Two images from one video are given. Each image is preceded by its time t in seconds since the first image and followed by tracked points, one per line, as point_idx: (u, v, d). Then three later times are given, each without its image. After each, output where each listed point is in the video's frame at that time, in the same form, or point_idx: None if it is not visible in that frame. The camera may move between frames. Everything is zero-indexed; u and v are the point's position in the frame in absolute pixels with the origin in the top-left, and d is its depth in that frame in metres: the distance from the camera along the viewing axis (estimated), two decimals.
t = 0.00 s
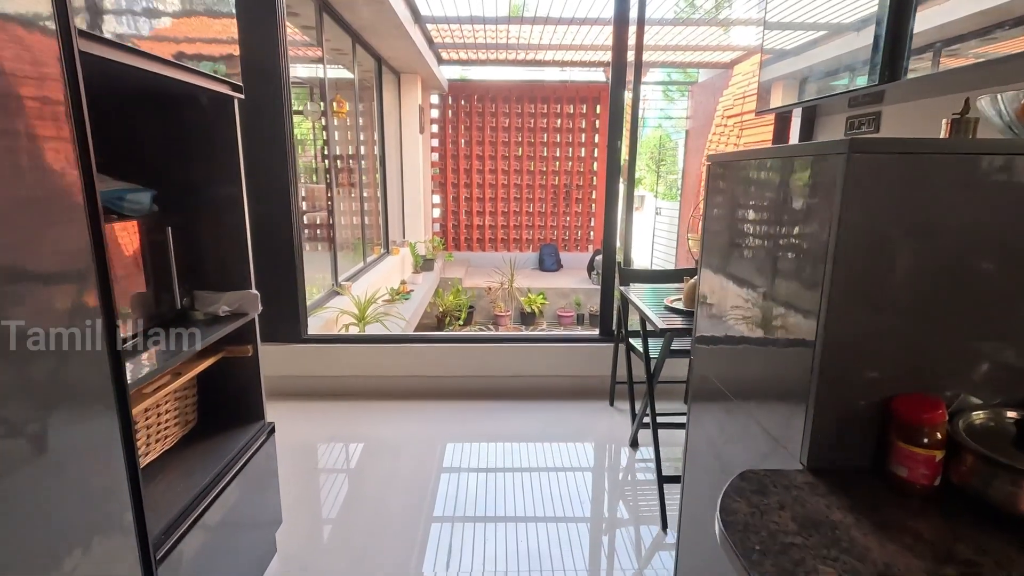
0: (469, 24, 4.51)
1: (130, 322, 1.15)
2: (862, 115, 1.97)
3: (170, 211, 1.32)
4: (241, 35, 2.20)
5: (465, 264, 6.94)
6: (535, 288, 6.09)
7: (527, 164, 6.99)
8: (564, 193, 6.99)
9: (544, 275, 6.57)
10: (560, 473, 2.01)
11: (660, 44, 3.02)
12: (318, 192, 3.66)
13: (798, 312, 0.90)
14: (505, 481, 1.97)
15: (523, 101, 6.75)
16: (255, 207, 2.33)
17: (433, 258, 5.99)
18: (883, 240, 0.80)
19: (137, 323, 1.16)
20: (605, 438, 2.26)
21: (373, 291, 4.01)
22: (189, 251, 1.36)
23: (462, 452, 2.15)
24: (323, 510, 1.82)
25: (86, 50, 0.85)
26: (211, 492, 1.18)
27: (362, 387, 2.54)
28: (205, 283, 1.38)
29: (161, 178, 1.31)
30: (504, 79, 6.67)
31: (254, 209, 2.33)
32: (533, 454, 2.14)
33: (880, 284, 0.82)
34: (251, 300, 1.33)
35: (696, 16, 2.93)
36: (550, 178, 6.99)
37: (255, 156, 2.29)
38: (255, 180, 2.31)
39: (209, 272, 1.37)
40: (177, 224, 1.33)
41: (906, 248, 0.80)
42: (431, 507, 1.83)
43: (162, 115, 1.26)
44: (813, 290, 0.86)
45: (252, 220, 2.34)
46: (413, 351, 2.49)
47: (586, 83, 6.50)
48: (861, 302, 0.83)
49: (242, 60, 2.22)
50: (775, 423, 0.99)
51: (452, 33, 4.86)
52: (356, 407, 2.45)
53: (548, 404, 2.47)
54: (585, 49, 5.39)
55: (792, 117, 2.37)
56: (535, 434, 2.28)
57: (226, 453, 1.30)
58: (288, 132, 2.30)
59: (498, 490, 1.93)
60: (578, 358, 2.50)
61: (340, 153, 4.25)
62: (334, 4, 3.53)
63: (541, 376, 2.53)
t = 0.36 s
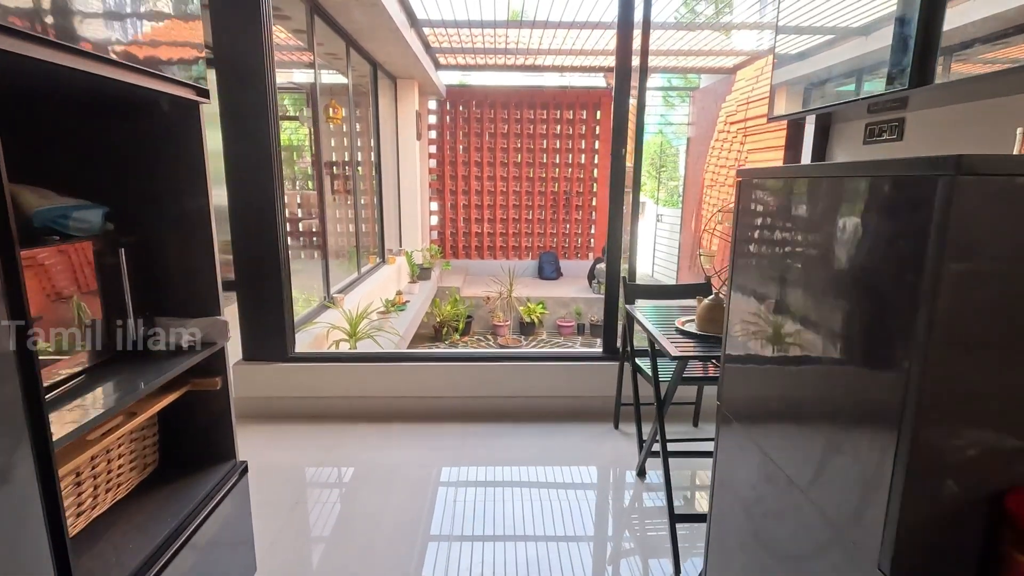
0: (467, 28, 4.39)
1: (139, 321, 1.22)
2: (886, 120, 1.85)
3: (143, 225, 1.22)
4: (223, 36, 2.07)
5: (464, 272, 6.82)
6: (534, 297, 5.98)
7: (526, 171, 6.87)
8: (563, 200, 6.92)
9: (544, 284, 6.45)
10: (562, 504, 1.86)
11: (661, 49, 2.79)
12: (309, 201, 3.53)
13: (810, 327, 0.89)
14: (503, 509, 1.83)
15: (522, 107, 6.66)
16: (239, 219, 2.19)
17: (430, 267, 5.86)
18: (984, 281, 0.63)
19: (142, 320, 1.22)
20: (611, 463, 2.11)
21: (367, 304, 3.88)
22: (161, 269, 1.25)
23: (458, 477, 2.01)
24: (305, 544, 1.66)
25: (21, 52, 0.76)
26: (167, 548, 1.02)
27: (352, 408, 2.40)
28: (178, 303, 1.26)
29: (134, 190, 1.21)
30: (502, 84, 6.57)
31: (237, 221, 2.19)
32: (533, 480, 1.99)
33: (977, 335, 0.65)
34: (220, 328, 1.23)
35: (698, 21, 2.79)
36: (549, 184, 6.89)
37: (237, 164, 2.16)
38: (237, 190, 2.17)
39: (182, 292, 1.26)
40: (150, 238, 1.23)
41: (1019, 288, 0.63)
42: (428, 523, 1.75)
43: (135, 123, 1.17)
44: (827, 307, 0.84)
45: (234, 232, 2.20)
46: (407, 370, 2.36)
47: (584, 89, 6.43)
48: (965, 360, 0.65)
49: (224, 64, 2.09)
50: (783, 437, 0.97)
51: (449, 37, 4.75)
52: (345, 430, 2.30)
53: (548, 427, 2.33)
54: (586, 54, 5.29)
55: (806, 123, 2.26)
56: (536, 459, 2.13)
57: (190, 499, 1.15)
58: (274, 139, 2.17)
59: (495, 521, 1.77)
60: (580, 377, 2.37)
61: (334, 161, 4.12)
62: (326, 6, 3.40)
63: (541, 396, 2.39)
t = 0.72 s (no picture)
0: (468, 35, 4.30)
1: (138, 321, 1.14)
2: (922, 129, 1.76)
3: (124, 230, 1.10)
4: (212, 39, 1.94)
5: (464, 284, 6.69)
6: (537, 310, 5.86)
7: (527, 181, 6.76)
8: (565, 210, 6.82)
9: (547, 296, 6.33)
10: (578, 541, 1.71)
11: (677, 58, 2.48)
12: (305, 212, 3.38)
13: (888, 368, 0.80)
14: (513, 546, 1.68)
15: (524, 117, 6.57)
16: (230, 233, 2.05)
17: (430, 279, 5.73)
18: None
19: (141, 319, 1.14)
20: (628, 493, 1.96)
21: (364, 319, 3.74)
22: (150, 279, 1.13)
23: (463, 509, 1.86)
24: None
25: None
26: None
27: (350, 434, 2.24)
28: (167, 313, 1.14)
29: (110, 194, 1.09)
30: (503, 94, 6.48)
31: (228, 235, 2.05)
32: (545, 513, 1.84)
33: None
34: (197, 361, 1.11)
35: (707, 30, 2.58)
36: (551, 195, 6.79)
37: (228, 175, 2.02)
38: (227, 203, 2.03)
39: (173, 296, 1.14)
40: (136, 244, 1.11)
41: None
42: (430, 558, 1.61)
43: (112, 118, 1.06)
44: (910, 350, 0.75)
45: (224, 248, 2.06)
46: (409, 394, 2.21)
47: (586, 99, 6.51)
48: None
49: (213, 69, 1.96)
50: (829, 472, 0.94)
51: (450, 45, 4.66)
52: (342, 457, 2.15)
53: (560, 454, 2.18)
54: (591, 63, 5.21)
55: (829, 132, 2.15)
56: (547, 489, 1.98)
57: (167, 551, 1.06)
58: (268, 149, 2.03)
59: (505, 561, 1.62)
60: (593, 400, 2.23)
61: (332, 171, 3.99)
62: (324, 11, 3.27)
63: (551, 422, 2.24)
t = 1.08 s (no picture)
0: (472, 43, 4.23)
1: (137, 322, 1.17)
2: (956, 138, 1.68)
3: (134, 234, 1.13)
4: (207, 46, 1.85)
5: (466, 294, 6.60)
6: (540, 321, 5.76)
7: (530, 191, 6.68)
8: (569, 220, 6.74)
9: (550, 307, 6.24)
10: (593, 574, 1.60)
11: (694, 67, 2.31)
12: (305, 223, 3.29)
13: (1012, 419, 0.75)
14: None
15: (527, 126, 6.50)
16: (225, 249, 1.95)
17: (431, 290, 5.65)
18: None
19: (141, 320, 1.17)
20: (644, 521, 1.85)
21: (365, 334, 3.64)
22: (154, 280, 1.16)
23: (469, 537, 1.75)
24: None
25: None
26: None
27: (350, 458, 2.14)
28: (169, 316, 1.17)
29: (115, 200, 1.12)
30: (506, 103, 6.41)
31: (224, 250, 1.95)
32: (556, 543, 1.73)
33: None
34: (181, 396, 1.14)
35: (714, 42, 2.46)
36: (554, 204, 6.71)
37: (223, 187, 1.92)
38: (223, 217, 1.94)
39: (175, 299, 1.17)
40: (141, 248, 1.14)
41: None
42: None
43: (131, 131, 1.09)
44: None
45: (218, 264, 1.96)
46: (412, 415, 2.11)
47: (589, 108, 6.46)
48: None
49: (209, 78, 1.87)
50: (890, 493, 1.01)
51: (453, 53, 4.60)
52: (341, 482, 2.04)
53: (570, 479, 2.08)
54: (595, 71, 5.16)
55: (851, 142, 2.07)
56: (558, 516, 1.87)
57: None
58: (265, 160, 1.94)
59: None
60: (605, 422, 2.12)
61: (332, 181, 3.91)
62: (325, 19, 3.20)
63: (562, 445, 2.13)
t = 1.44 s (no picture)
0: (473, 48, 4.18)
1: (137, 322, 1.12)
2: (975, 143, 1.62)
3: (127, 234, 1.08)
4: (201, 51, 1.80)
5: (467, 301, 6.54)
6: (541, 328, 5.70)
7: (531, 196, 6.63)
8: (570, 225, 6.69)
9: (552, 314, 6.18)
10: None
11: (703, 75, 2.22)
12: (303, 230, 3.23)
13: None
14: None
15: (528, 131, 6.47)
16: (219, 257, 1.89)
17: (432, 297, 5.59)
18: None
19: (140, 320, 1.11)
20: (653, 539, 1.78)
21: (364, 343, 3.57)
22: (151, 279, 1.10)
23: (470, 556, 1.68)
24: None
25: None
26: None
27: (347, 473, 2.06)
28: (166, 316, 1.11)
29: (105, 199, 1.07)
30: (507, 108, 6.38)
31: (218, 259, 1.89)
32: (561, 561, 1.66)
33: None
34: (162, 420, 1.11)
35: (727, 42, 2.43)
36: (555, 210, 6.66)
37: (217, 195, 1.86)
38: (216, 225, 1.88)
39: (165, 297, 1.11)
40: (133, 248, 1.09)
41: None
42: None
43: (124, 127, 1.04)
44: None
45: (212, 273, 1.90)
46: (412, 429, 2.04)
47: (590, 113, 6.43)
48: None
49: (203, 83, 1.82)
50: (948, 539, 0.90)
51: (454, 58, 4.55)
52: (338, 498, 1.98)
53: (575, 495, 2.00)
54: (597, 76, 5.12)
55: (864, 147, 2.01)
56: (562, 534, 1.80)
57: None
58: (261, 166, 1.88)
59: None
60: (611, 436, 2.06)
61: (331, 187, 3.85)
62: (324, 23, 3.15)
63: (566, 459, 2.06)
